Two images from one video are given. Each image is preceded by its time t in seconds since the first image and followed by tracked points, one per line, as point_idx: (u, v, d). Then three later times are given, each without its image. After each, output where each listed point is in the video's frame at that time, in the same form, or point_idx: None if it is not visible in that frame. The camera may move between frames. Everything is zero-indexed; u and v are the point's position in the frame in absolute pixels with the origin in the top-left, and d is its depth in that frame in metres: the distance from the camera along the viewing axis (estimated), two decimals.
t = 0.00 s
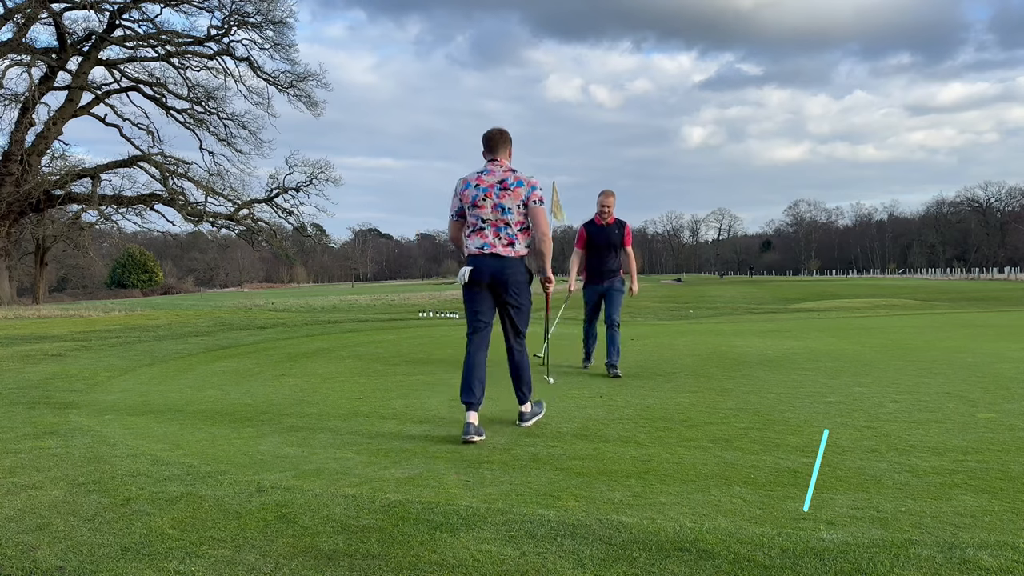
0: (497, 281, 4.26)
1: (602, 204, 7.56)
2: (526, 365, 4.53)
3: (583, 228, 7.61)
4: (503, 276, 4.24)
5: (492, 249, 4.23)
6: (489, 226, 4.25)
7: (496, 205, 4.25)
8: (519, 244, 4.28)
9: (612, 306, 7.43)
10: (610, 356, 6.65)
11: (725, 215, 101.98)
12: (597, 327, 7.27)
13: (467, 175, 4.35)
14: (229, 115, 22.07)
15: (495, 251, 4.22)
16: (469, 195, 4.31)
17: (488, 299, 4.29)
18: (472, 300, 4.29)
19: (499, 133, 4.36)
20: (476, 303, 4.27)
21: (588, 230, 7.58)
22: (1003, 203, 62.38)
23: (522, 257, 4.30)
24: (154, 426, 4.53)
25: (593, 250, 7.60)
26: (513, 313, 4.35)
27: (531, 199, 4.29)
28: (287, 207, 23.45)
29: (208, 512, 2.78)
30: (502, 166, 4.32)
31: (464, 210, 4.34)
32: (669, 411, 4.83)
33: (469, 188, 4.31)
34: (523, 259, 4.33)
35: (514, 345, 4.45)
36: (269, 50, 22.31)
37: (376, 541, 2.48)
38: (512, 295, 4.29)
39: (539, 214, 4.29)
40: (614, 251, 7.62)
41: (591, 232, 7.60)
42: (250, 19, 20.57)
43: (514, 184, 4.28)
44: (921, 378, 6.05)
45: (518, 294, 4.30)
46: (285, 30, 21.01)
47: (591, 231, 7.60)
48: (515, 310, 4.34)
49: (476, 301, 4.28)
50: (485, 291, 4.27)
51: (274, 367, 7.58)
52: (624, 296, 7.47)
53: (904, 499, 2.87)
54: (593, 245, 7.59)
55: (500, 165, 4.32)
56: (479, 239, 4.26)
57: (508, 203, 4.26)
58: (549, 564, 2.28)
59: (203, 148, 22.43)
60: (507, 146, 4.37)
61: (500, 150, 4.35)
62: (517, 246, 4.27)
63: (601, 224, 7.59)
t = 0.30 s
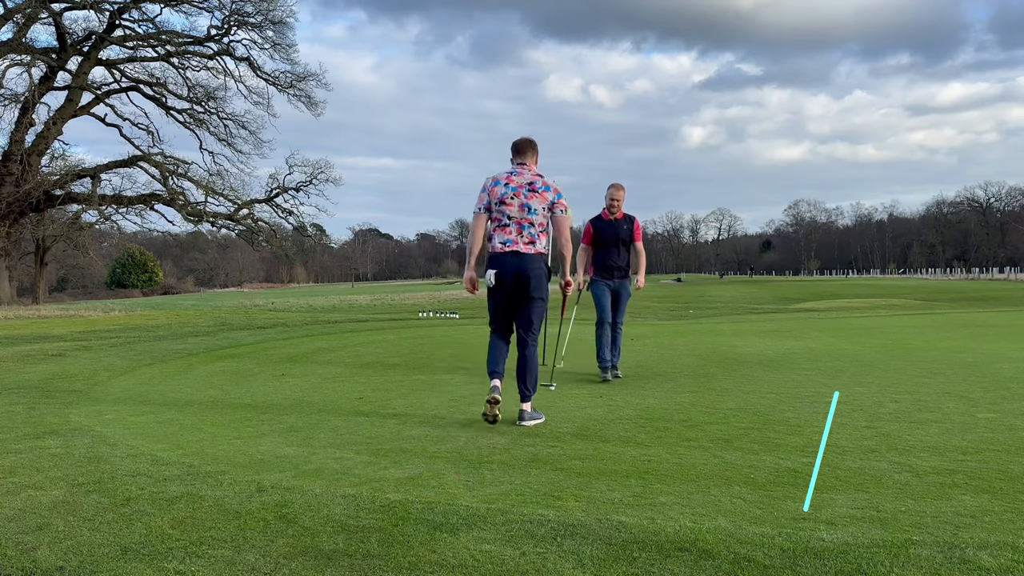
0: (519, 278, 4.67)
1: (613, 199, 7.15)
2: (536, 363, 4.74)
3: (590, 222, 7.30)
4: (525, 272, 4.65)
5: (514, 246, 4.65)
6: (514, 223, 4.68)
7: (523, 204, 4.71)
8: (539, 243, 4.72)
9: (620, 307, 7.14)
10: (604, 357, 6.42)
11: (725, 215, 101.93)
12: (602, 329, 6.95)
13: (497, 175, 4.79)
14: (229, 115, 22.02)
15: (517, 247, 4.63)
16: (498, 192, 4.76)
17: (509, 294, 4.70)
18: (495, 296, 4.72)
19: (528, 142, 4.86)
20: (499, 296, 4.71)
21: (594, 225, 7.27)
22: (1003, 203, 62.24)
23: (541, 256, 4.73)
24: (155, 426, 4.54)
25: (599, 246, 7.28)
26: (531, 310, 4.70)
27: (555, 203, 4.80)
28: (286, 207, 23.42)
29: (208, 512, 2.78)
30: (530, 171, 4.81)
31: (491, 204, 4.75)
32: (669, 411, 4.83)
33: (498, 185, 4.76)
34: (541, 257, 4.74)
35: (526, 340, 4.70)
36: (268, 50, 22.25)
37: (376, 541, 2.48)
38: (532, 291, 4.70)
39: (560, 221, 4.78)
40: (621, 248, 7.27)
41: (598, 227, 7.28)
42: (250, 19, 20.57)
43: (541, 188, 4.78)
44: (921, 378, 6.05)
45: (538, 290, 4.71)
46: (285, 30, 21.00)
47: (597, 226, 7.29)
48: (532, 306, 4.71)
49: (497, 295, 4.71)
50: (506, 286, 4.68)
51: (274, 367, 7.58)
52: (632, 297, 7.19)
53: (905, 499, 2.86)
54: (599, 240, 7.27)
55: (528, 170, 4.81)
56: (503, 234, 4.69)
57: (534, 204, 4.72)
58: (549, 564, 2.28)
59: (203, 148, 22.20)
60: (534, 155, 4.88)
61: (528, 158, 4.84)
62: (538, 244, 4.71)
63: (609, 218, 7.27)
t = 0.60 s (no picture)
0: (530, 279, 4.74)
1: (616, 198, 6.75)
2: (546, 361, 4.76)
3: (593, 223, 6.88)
4: (536, 272, 4.72)
5: (526, 248, 4.72)
6: (525, 227, 4.75)
7: (535, 208, 4.78)
8: (550, 245, 4.78)
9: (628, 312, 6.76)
10: (609, 364, 6.11)
11: (725, 215, 101.95)
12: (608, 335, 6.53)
13: (507, 181, 4.87)
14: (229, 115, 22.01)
15: (527, 250, 4.70)
16: (509, 197, 4.81)
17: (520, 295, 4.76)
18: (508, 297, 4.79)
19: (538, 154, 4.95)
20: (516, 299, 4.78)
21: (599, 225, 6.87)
22: (1003, 203, 62.18)
23: (552, 259, 4.79)
24: (155, 426, 4.53)
25: (604, 248, 6.88)
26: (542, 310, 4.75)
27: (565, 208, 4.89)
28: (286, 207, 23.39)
29: (208, 512, 2.78)
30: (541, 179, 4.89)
31: (501, 209, 4.81)
32: (669, 411, 4.82)
33: (510, 191, 4.83)
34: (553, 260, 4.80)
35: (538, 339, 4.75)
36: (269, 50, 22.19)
37: (376, 541, 2.48)
38: (543, 292, 4.75)
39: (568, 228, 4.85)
40: (627, 248, 6.90)
41: (602, 228, 6.88)
42: (250, 19, 20.57)
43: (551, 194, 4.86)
44: (921, 378, 6.05)
45: (547, 291, 4.75)
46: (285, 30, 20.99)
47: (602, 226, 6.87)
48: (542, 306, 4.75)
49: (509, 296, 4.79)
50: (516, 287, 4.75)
51: (274, 367, 7.58)
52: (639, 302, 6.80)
53: (904, 499, 2.86)
54: (604, 241, 6.87)
55: (538, 177, 4.90)
56: (515, 237, 4.75)
57: (545, 208, 4.80)
58: (549, 564, 2.28)
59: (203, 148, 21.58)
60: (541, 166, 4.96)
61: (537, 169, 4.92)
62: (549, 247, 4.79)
63: (613, 217, 6.87)
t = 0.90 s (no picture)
0: (541, 279, 4.80)
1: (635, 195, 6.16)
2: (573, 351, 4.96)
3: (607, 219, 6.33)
4: (546, 272, 4.78)
5: (534, 246, 4.77)
6: (533, 225, 4.80)
7: (541, 206, 4.83)
8: (558, 243, 4.82)
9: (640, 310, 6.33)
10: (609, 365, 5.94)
11: (725, 215, 101.92)
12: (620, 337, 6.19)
13: (513, 183, 4.95)
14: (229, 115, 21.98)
15: (536, 247, 4.75)
16: (516, 198, 4.89)
17: (533, 296, 4.82)
18: (520, 299, 4.83)
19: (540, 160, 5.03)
20: (526, 300, 4.82)
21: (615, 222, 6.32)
22: (1003, 203, 62.14)
23: (559, 256, 4.83)
24: (156, 426, 4.53)
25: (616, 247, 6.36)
26: (560, 306, 4.87)
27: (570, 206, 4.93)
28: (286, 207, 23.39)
29: (208, 512, 2.78)
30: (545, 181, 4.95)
31: (509, 210, 4.88)
32: (667, 411, 4.83)
33: (515, 192, 4.91)
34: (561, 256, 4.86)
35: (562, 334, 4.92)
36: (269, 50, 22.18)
37: (376, 541, 2.48)
38: (557, 289, 4.83)
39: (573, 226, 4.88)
40: (639, 247, 6.42)
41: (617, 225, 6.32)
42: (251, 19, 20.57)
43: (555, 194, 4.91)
44: (921, 378, 6.05)
45: (560, 287, 4.84)
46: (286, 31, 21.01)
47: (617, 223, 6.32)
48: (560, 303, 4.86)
49: (523, 300, 4.82)
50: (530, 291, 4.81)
51: (274, 367, 7.58)
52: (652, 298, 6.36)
53: (905, 499, 2.86)
54: (618, 238, 6.34)
55: (543, 178, 4.96)
56: (524, 235, 4.80)
57: (552, 206, 4.85)
58: (549, 564, 2.28)
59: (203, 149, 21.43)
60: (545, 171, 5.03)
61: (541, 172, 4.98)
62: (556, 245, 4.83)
63: (629, 214, 6.32)
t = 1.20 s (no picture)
0: (552, 277, 4.82)
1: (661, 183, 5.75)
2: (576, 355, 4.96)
3: (630, 209, 5.93)
4: (558, 271, 4.80)
5: (548, 242, 4.79)
6: (549, 222, 4.83)
7: (557, 206, 4.90)
8: (570, 243, 4.87)
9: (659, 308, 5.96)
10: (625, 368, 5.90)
11: (725, 215, 101.94)
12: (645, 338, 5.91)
13: (530, 183, 5.00)
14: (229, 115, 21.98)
15: (551, 244, 4.78)
16: (532, 197, 4.94)
17: (544, 295, 4.82)
18: (530, 297, 4.82)
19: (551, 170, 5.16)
20: (535, 297, 4.80)
21: (637, 213, 5.95)
22: (1003, 203, 62.12)
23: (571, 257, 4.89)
24: (156, 426, 4.53)
25: (638, 240, 5.96)
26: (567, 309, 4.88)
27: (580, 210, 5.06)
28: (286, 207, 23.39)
29: (208, 512, 2.78)
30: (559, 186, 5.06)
31: (525, 207, 4.90)
32: (667, 411, 4.83)
33: (532, 192, 4.97)
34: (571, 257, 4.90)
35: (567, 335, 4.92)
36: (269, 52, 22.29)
37: (376, 541, 2.48)
38: (566, 289, 4.85)
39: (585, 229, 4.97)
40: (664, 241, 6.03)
41: (641, 215, 5.93)
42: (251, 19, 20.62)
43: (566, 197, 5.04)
44: (921, 378, 6.05)
45: (570, 288, 4.86)
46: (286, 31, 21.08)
47: (640, 214, 5.95)
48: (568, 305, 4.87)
49: (532, 298, 4.81)
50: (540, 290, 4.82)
51: (274, 367, 7.57)
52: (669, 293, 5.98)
53: (905, 499, 2.86)
54: (640, 230, 5.96)
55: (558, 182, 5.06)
56: (539, 231, 4.81)
57: (567, 208, 4.92)
58: (549, 564, 2.28)
59: (203, 148, 21.81)
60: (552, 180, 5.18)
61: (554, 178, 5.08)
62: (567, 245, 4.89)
63: (654, 205, 5.93)
